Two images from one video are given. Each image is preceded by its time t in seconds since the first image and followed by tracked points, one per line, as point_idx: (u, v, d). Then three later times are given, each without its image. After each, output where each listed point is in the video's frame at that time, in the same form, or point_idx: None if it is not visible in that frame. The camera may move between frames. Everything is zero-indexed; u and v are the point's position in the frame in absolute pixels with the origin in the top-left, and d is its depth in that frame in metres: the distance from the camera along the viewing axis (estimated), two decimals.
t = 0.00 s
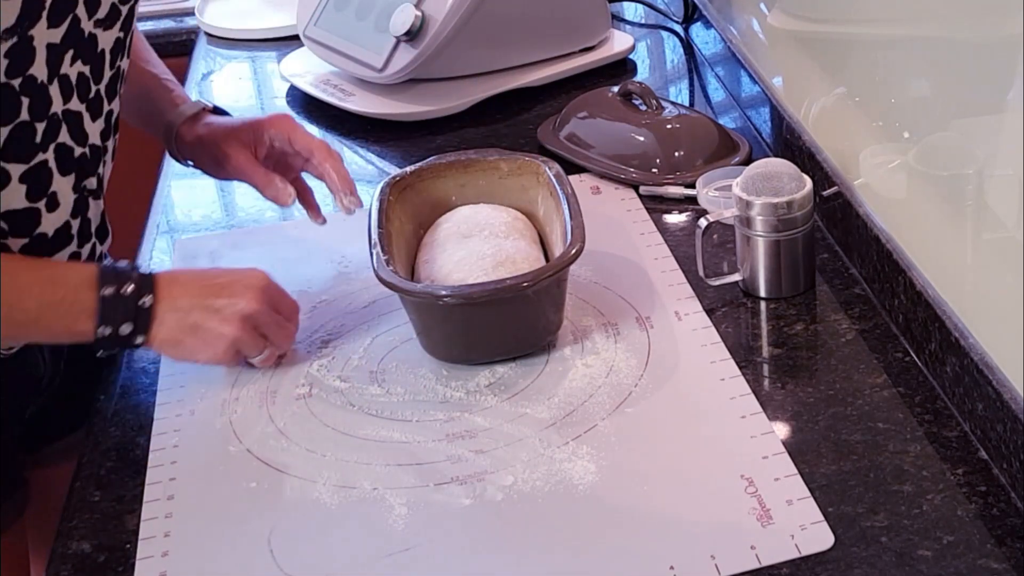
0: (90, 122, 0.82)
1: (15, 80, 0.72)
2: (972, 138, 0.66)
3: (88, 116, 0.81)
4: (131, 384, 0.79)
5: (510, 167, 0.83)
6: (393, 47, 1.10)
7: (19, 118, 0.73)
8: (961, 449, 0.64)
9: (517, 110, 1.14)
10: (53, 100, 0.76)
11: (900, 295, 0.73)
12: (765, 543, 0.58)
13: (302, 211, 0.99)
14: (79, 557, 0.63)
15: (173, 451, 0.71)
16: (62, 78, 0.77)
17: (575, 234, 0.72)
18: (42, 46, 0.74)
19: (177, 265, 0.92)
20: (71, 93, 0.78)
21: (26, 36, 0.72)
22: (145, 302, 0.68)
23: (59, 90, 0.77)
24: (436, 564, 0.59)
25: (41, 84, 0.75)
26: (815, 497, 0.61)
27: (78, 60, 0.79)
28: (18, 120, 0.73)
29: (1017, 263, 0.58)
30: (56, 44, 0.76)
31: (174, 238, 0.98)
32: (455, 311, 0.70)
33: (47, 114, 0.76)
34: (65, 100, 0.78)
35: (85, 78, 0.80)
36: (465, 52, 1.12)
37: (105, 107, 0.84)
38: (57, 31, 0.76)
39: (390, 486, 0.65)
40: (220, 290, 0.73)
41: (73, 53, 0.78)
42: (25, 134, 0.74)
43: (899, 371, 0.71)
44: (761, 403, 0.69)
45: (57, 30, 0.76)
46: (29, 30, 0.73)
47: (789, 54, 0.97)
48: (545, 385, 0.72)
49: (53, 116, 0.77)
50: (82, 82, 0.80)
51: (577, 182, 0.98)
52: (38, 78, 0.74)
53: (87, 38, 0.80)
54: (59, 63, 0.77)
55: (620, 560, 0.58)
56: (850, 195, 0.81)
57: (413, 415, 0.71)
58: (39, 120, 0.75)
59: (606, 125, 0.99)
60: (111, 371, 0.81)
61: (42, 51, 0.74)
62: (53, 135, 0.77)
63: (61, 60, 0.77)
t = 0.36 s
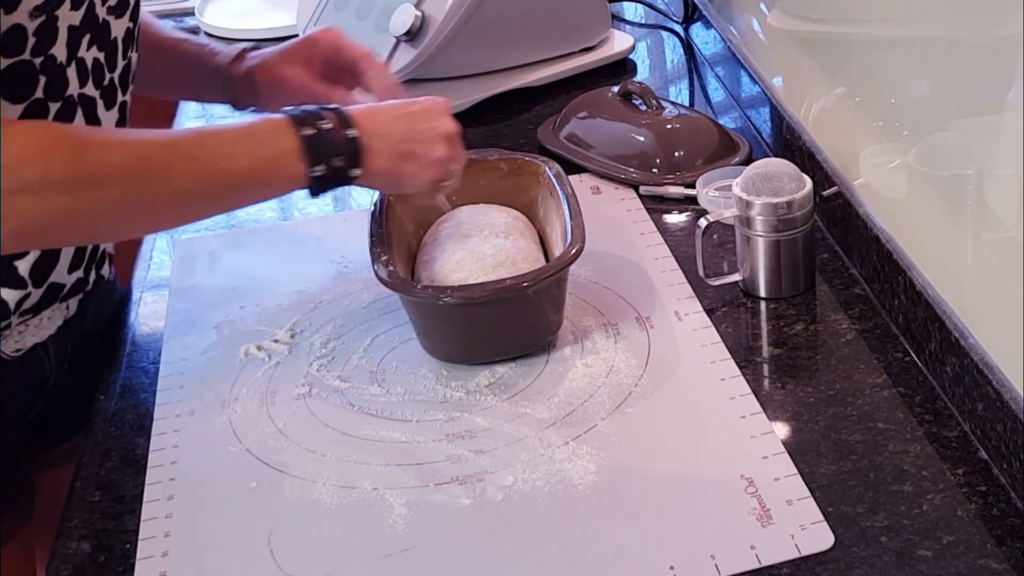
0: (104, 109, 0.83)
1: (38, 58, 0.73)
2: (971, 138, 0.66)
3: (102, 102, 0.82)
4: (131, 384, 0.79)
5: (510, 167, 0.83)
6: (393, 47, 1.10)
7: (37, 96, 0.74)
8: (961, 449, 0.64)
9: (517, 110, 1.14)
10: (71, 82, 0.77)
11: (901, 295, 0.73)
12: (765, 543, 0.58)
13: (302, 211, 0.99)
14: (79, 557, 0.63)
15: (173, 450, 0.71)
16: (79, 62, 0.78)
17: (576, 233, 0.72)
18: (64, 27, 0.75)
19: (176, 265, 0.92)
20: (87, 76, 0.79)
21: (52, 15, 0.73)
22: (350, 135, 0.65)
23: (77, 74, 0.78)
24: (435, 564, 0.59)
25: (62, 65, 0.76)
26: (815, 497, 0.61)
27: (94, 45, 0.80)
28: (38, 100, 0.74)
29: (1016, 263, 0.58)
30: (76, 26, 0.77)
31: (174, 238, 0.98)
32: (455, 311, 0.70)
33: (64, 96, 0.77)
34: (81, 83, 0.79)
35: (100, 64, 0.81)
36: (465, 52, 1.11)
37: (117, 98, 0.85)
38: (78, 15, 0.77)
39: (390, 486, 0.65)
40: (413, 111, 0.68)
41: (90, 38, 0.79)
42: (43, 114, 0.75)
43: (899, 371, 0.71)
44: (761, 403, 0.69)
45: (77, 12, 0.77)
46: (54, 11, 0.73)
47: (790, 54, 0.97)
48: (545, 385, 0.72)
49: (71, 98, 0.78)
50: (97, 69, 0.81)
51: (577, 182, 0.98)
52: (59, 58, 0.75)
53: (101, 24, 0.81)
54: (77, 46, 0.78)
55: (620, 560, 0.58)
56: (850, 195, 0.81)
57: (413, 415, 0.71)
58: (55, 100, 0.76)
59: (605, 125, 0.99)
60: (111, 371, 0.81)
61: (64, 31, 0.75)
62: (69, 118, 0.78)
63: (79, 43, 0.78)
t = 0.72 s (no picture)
0: (115, 110, 0.82)
1: (55, 59, 0.72)
2: (972, 138, 0.66)
3: (112, 103, 0.81)
4: (131, 384, 0.79)
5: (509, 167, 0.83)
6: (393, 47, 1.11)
7: (54, 98, 0.73)
8: (961, 449, 0.64)
9: (517, 110, 1.13)
10: (85, 83, 0.76)
11: (901, 295, 0.73)
12: (765, 543, 0.58)
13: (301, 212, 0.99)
14: (79, 557, 0.63)
15: (173, 451, 0.71)
16: (94, 63, 0.77)
17: (576, 233, 0.72)
18: (81, 29, 0.74)
19: (177, 266, 0.93)
20: (100, 78, 0.78)
21: (70, 17, 0.72)
22: (428, 167, 0.62)
23: (92, 75, 0.77)
24: (435, 564, 0.59)
25: (76, 66, 0.75)
26: (815, 497, 0.61)
27: (109, 47, 0.79)
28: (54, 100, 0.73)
29: (1016, 263, 0.58)
30: (92, 28, 0.76)
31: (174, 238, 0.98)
32: (455, 311, 0.70)
33: (79, 96, 0.76)
34: (94, 85, 0.78)
35: (114, 65, 0.80)
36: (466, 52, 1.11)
37: (128, 98, 0.84)
38: (95, 15, 0.76)
39: (390, 486, 0.65)
40: (493, 144, 0.65)
41: (106, 40, 0.78)
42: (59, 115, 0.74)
43: (899, 371, 0.71)
44: (761, 403, 0.69)
45: (93, 14, 0.75)
46: (72, 13, 0.73)
47: (790, 55, 0.97)
48: (545, 385, 0.72)
49: (84, 99, 0.77)
50: (111, 70, 0.80)
51: (577, 182, 0.98)
52: (74, 60, 0.74)
53: (116, 26, 0.80)
54: (93, 47, 0.77)
55: (621, 560, 0.58)
56: (850, 195, 0.81)
57: (413, 415, 0.71)
58: (71, 100, 0.75)
59: (605, 125, 0.99)
60: (112, 370, 0.81)
61: (81, 33, 0.75)
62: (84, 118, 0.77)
63: (94, 45, 0.77)
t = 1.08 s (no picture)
0: (128, 120, 0.85)
1: (73, 73, 0.75)
2: (971, 138, 0.66)
3: (125, 112, 0.84)
4: (131, 384, 0.79)
5: (509, 167, 0.83)
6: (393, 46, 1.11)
7: (74, 111, 0.76)
8: (961, 449, 0.64)
9: (517, 110, 1.13)
10: (101, 95, 0.79)
11: (901, 295, 0.73)
12: (765, 543, 0.58)
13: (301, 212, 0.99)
14: (80, 557, 0.63)
15: (173, 450, 0.71)
16: (109, 75, 0.80)
17: (576, 233, 0.72)
18: (96, 42, 0.77)
19: (177, 266, 0.92)
20: (115, 89, 0.81)
21: (83, 30, 0.74)
22: (255, 184, 0.58)
23: (107, 86, 0.80)
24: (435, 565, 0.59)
25: (93, 78, 0.78)
26: (815, 497, 0.61)
27: (122, 59, 0.81)
28: (73, 115, 0.76)
29: (1016, 263, 0.58)
30: (107, 40, 0.78)
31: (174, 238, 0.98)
32: (455, 311, 0.70)
33: (96, 108, 0.79)
34: (109, 96, 0.81)
35: (126, 75, 0.83)
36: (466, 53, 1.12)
37: (140, 107, 0.87)
38: (109, 28, 0.78)
39: (390, 486, 0.65)
40: (332, 147, 0.62)
41: (120, 51, 0.81)
42: (78, 128, 0.77)
43: (899, 371, 0.71)
44: (761, 403, 0.69)
45: (109, 26, 0.78)
46: (86, 25, 0.75)
47: (789, 55, 0.97)
48: (545, 385, 0.72)
49: (101, 111, 0.80)
50: (124, 80, 0.83)
51: (577, 182, 0.98)
52: (90, 73, 0.77)
53: (133, 37, 0.83)
54: (109, 59, 0.79)
55: (622, 561, 0.58)
56: (850, 195, 0.81)
57: (414, 415, 0.71)
58: (89, 113, 0.78)
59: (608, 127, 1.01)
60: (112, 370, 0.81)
61: (96, 47, 0.77)
62: (100, 129, 0.80)
63: (109, 58, 0.79)
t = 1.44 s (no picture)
0: (125, 135, 0.84)
1: (60, 93, 0.75)
2: (972, 139, 0.66)
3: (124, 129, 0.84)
4: (131, 384, 0.79)
5: (510, 167, 0.83)
6: (393, 47, 1.11)
7: (62, 130, 0.76)
8: (961, 449, 0.64)
9: (517, 110, 1.13)
10: (96, 114, 0.79)
11: (901, 295, 0.73)
12: (765, 543, 0.58)
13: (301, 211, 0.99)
14: (80, 557, 0.63)
15: (173, 451, 0.71)
16: (104, 93, 0.79)
17: (576, 234, 0.72)
18: (88, 62, 0.77)
19: (176, 265, 0.93)
20: (111, 107, 0.81)
21: (74, 49, 0.75)
22: (142, 204, 0.64)
23: (102, 105, 0.80)
24: (436, 565, 0.59)
25: (85, 98, 0.77)
26: (815, 497, 0.61)
27: (122, 76, 0.81)
28: (61, 134, 0.76)
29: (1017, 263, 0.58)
30: (102, 59, 0.78)
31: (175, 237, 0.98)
32: (455, 310, 0.70)
33: (88, 126, 0.78)
34: (105, 113, 0.80)
35: (127, 93, 0.82)
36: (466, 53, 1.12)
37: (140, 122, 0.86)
38: (106, 49, 0.78)
39: (390, 486, 0.65)
40: (236, 154, 0.68)
41: (119, 69, 0.80)
42: (65, 148, 0.77)
43: (899, 371, 0.71)
44: (762, 403, 0.69)
45: (106, 47, 0.78)
46: (78, 45, 0.75)
47: (789, 54, 0.97)
48: (545, 384, 0.72)
49: (95, 129, 0.79)
50: (123, 97, 0.82)
51: (577, 182, 0.98)
52: (81, 92, 0.77)
53: (134, 55, 0.82)
54: (104, 78, 0.79)
55: (622, 561, 0.58)
56: (850, 195, 0.80)
57: (413, 415, 0.71)
58: (79, 132, 0.78)
59: (608, 127, 1.02)
60: (111, 370, 0.81)
61: (88, 66, 0.77)
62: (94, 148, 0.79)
63: (104, 78, 0.79)
